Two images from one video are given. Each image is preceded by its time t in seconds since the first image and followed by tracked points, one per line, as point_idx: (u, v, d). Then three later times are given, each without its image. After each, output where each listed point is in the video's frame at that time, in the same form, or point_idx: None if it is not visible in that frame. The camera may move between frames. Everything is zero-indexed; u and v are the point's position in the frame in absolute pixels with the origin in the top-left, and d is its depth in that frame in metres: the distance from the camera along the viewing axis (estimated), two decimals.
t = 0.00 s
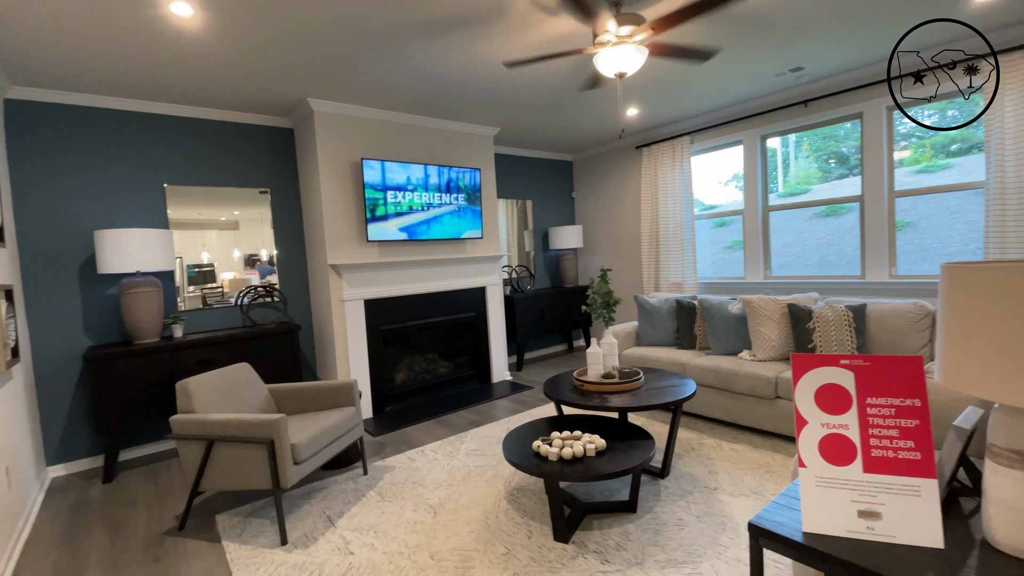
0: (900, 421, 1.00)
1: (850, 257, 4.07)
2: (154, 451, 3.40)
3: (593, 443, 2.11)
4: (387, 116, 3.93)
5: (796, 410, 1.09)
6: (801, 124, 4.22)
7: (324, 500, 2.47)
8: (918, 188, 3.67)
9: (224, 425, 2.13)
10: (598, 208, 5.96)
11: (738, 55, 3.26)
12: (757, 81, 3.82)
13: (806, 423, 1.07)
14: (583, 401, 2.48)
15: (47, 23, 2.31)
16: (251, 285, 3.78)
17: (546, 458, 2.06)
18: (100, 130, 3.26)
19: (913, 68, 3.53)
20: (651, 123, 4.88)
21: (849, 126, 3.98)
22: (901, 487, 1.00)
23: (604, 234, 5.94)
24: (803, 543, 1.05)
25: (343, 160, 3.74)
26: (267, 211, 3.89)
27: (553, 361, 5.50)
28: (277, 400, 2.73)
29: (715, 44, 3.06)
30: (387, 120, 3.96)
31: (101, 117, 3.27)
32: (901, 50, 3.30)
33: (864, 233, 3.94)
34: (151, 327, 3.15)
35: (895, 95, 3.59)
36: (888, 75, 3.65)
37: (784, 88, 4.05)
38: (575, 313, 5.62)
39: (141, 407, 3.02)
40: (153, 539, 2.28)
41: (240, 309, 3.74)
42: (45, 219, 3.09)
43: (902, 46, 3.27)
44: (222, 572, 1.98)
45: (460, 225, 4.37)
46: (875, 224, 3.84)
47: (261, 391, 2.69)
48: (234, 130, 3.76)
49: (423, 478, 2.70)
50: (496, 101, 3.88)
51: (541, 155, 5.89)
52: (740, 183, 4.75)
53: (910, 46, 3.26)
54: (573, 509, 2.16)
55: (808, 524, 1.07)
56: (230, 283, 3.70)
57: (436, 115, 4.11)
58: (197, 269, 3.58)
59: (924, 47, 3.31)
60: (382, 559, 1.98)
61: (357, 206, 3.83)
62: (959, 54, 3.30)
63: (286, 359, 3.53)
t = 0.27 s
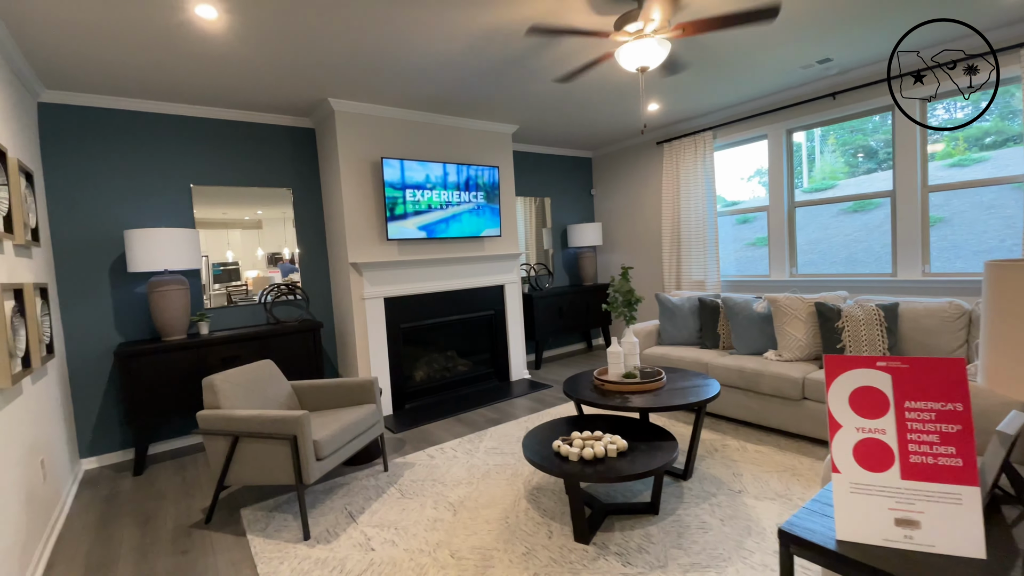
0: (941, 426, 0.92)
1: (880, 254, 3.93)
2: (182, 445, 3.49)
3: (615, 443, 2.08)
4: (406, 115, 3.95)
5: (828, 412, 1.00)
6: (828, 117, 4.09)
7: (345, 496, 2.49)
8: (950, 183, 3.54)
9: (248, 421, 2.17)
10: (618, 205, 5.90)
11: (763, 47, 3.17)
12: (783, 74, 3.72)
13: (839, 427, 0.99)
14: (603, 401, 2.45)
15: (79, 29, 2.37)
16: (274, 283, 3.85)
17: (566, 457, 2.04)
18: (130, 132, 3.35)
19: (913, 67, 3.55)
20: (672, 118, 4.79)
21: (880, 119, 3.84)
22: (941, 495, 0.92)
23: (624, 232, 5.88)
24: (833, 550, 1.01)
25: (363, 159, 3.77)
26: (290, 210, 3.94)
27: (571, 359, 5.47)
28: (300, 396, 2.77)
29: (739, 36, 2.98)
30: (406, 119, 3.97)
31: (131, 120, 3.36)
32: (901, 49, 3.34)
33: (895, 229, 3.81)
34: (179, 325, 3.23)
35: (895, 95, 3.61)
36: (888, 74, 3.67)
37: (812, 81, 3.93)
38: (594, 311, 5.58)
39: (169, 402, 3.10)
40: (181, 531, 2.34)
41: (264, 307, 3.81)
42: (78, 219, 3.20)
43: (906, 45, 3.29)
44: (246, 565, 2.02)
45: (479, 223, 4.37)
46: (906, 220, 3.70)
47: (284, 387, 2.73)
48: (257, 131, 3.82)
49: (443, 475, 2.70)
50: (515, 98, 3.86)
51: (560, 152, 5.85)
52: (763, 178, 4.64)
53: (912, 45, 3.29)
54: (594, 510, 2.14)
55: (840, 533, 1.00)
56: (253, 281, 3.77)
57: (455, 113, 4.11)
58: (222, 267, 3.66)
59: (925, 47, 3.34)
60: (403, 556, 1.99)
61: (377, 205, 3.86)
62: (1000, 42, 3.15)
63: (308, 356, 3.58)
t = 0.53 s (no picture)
0: (973, 432, 0.86)
1: (901, 254, 3.84)
2: (199, 443, 3.54)
3: (630, 446, 2.06)
4: (419, 115, 3.95)
5: (854, 417, 0.94)
6: (847, 114, 4.01)
7: (358, 495, 2.50)
8: (972, 181, 3.44)
9: (264, 420, 2.18)
10: (631, 204, 5.85)
11: (780, 43, 3.11)
12: (801, 70, 3.65)
13: (865, 432, 0.93)
14: (617, 402, 2.42)
15: (99, 33, 2.41)
16: (289, 282, 3.88)
17: (581, 459, 2.02)
18: (148, 135, 3.40)
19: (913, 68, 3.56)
20: (687, 116, 4.73)
21: (901, 115, 3.75)
22: (973, 505, 0.86)
23: (637, 231, 5.82)
24: (863, 561, 0.93)
25: (376, 159, 3.78)
26: (304, 210, 3.97)
27: (584, 359, 5.43)
28: (314, 395, 2.79)
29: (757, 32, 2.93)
30: (419, 119, 3.98)
31: (150, 122, 3.41)
32: (901, 50, 3.35)
33: (917, 228, 3.72)
34: (196, 324, 3.28)
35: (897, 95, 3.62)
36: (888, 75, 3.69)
37: (830, 77, 3.85)
38: (607, 311, 5.53)
39: (186, 400, 3.14)
40: (198, 528, 2.37)
41: (279, 306, 3.85)
42: (98, 219, 3.25)
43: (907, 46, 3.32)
44: (262, 563, 2.04)
45: (491, 223, 4.36)
46: (928, 219, 3.60)
47: (299, 386, 2.75)
48: (272, 131, 3.85)
49: (456, 475, 2.70)
50: (527, 98, 3.84)
51: (573, 151, 5.81)
52: (779, 177, 4.56)
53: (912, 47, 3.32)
54: (609, 512, 2.11)
55: (865, 542, 0.95)
56: (268, 280, 3.81)
57: (467, 113, 4.11)
58: (237, 267, 3.70)
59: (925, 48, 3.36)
60: (416, 557, 1.99)
61: (389, 205, 3.87)
62: None
63: (322, 355, 3.61)
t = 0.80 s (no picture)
0: (986, 434, 0.84)
1: (909, 253, 3.80)
2: (204, 441, 3.55)
3: (637, 447, 2.04)
4: (424, 113, 3.95)
5: (866, 419, 0.92)
6: (855, 112, 3.97)
7: (363, 495, 2.50)
8: (980, 180, 3.40)
9: (269, 419, 2.18)
10: (636, 203, 5.82)
11: (788, 40, 3.08)
12: (808, 67, 3.61)
13: (877, 435, 0.91)
14: (623, 402, 2.40)
15: (104, 32, 2.41)
16: (293, 282, 3.88)
17: (587, 459, 2.01)
18: (153, 134, 3.41)
19: (912, 68, 3.57)
20: (692, 114, 4.71)
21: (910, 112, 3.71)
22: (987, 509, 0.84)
23: (642, 230, 5.80)
24: (874, 565, 0.92)
25: (381, 158, 3.77)
26: (309, 209, 3.97)
27: (588, 359, 5.42)
28: (319, 395, 2.79)
29: (764, 29, 2.90)
30: (424, 118, 3.97)
31: (155, 121, 3.42)
32: (901, 50, 3.35)
33: (925, 227, 3.68)
34: (201, 323, 3.28)
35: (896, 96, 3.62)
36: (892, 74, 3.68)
37: (838, 74, 3.81)
38: (611, 311, 5.51)
39: (191, 399, 3.15)
40: (203, 527, 2.37)
41: (284, 306, 3.85)
42: (105, 218, 3.26)
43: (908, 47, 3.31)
44: (267, 562, 2.04)
45: (496, 222, 4.35)
46: (937, 218, 3.56)
47: (304, 386, 2.75)
48: (277, 130, 3.85)
49: (460, 475, 2.69)
50: (532, 96, 3.83)
51: (578, 150, 5.79)
52: (785, 175, 4.53)
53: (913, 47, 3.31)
54: (615, 514, 2.10)
55: (879, 547, 0.93)
56: (273, 280, 3.81)
57: (472, 111, 4.10)
58: (242, 266, 3.71)
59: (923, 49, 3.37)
60: (421, 557, 1.98)
61: (394, 204, 3.86)
62: None
63: (327, 354, 3.61)
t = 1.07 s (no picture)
0: (991, 434, 0.84)
1: (908, 253, 3.80)
2: (203, 440, 3.54)
3: (637, 446, 2.04)
4: (423, 112, 3.93)
5: (869, 418, 0.92)
6: (855, 111, 3.96)
7: (362, 494, 2.50)
8: (979, 180, 3.40)
9: (268, 418, 2.17)
10: (636, 202, 5.82)
11: (788, 39, 3.08)
12: (809, 66, 3.61)
13: (881, 435, 0.90)
14: (623, 401, 2.40)
15: (102, 30, 2.40)
16: (292, 280, 3.87)
17: (587, 458, 2.01)
18: (152, 132, 3.39)
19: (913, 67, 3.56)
20: (692, 113, 4.70)
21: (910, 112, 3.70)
22: (990, 509, 0.84)
23: (641, 229, 5.79)
24: (877, 565, 0.92)
25: (380, 156, 3.76)
26: (308, 208, 3.96)
27: (588, 358, 5.41)
28: (319, 394, 2.78)
29: (766, 27, 2.89)
30: (423, 116, 3.96)
31: (153, 119, 3.40)
32: (901, 49, 3.35)
33: (925, 227, 3.67)
34: (200, 321, 3.27)
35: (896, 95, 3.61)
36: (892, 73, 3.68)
37: (838, 73, 3.81)
38: (611, 310, 5.51)
39: (190, 398, 3.14)
40: (202, 526, 2.36)
41: (283, 304, 3.84)
42: (102, 216, 3.25)
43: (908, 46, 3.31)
44: (267, 561, 2.03)
45: (496, 221, 4.34)
46: (936, 217, 3.56)
47: (303, 384, 2.74)
48: (275, 128, 3.84)
49: (460, 474, 2.69)
50: (532, 95, 3.81)
51: (577, 149, 5.78)
52: (784, 174, 4.53)
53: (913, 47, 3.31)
54: (615, 513, 2.10)
55: (882, 547, 0.92)
56: (272, 278, 3.80)
57: (472, 110, 4.08)
58: (241, 264, 3.69)
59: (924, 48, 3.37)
60: (421, 557, 1.98)
61: (393, 202, 3.85)
62: None
63: (326, 354, 3.60)
